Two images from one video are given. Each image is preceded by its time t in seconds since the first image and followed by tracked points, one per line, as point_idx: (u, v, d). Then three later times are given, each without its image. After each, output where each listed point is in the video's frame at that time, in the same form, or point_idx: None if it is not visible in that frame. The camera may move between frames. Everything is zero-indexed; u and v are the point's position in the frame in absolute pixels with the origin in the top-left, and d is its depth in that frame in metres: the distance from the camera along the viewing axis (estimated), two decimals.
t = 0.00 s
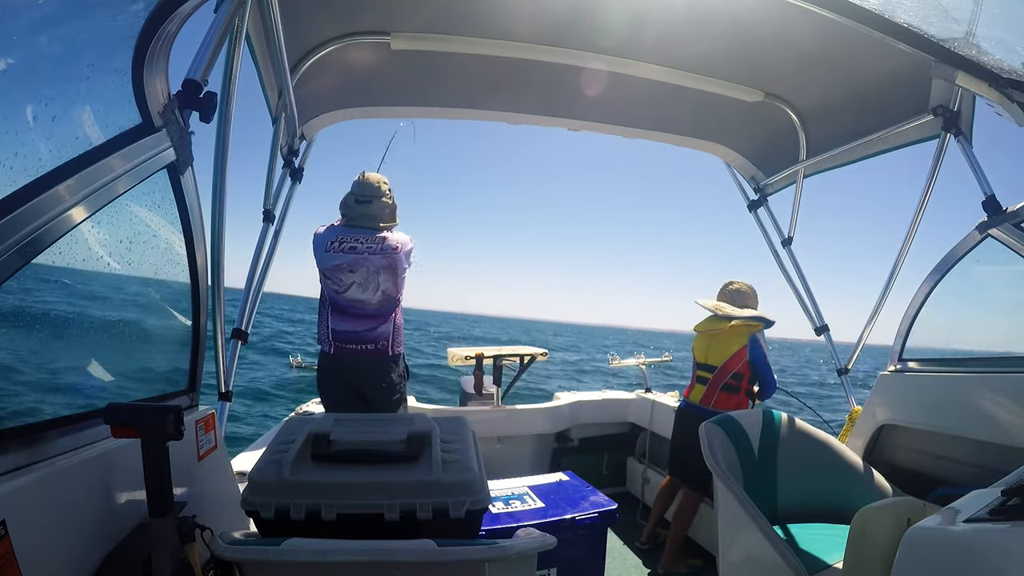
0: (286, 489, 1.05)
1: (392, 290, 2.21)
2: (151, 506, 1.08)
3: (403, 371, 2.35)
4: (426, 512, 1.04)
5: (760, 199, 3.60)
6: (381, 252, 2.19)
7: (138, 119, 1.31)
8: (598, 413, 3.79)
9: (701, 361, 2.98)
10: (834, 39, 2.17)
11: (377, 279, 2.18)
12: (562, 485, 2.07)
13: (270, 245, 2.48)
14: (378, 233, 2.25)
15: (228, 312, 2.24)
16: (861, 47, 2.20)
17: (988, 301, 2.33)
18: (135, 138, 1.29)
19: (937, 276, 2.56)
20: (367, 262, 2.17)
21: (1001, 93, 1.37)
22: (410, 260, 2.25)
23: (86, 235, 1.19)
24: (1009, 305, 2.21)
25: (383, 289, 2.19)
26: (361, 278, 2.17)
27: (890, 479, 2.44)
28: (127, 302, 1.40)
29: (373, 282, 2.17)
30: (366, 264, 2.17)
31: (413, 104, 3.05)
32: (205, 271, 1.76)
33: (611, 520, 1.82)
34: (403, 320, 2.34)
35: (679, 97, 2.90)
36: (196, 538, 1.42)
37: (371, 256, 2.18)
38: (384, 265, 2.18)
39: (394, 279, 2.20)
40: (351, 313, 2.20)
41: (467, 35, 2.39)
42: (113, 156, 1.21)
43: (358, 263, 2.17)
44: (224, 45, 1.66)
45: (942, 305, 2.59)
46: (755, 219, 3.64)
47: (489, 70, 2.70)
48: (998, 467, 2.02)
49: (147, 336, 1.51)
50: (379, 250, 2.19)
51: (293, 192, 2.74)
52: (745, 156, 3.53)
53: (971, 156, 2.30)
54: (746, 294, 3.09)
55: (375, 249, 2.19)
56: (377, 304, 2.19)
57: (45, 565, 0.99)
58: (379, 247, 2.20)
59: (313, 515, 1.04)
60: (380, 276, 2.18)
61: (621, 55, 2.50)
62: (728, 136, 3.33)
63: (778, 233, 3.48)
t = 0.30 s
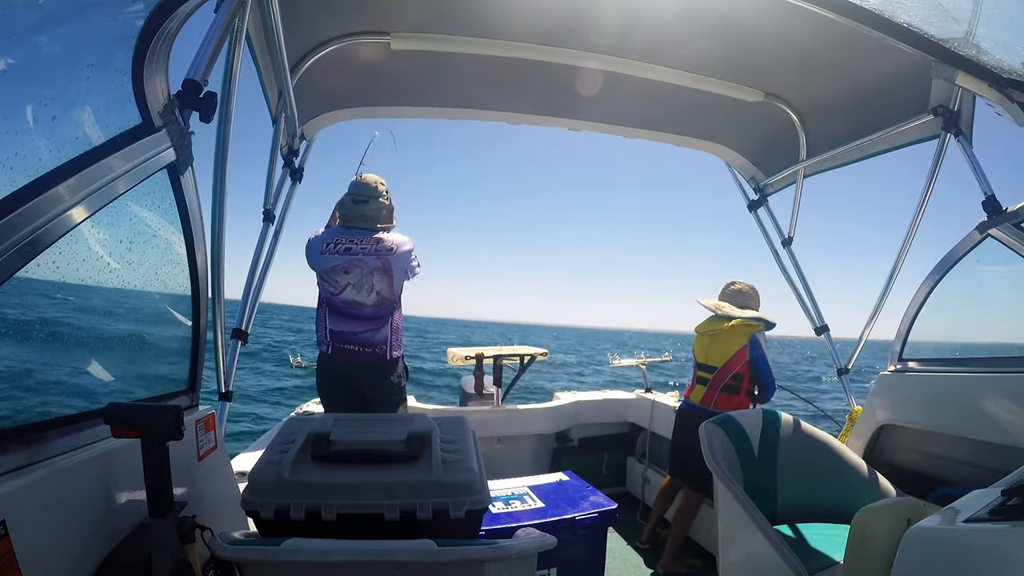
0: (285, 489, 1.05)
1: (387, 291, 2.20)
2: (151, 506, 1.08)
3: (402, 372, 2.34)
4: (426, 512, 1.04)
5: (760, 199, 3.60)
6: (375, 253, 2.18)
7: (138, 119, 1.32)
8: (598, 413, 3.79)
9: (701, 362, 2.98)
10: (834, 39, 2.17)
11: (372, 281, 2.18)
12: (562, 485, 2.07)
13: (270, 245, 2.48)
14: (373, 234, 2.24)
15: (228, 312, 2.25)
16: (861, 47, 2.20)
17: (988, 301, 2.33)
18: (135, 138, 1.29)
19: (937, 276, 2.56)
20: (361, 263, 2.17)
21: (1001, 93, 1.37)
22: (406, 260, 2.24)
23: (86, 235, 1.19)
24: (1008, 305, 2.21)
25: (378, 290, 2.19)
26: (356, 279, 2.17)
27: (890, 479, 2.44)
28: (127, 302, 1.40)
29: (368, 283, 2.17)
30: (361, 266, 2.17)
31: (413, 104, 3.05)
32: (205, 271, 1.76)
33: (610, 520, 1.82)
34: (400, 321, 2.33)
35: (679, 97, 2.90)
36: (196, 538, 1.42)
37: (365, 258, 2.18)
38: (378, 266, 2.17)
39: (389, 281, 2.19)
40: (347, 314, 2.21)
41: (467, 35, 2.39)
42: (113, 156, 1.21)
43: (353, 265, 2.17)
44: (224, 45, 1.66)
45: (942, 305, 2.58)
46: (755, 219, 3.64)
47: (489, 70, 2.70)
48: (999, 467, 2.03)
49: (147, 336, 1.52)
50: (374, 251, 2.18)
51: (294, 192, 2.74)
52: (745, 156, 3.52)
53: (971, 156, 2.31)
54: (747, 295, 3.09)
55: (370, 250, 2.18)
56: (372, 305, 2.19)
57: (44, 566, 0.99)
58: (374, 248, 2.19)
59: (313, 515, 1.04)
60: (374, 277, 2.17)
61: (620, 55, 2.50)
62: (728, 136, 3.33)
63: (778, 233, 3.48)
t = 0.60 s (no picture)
0: (285, 489, 1.05)
1: (394, 291, 2.21)
2: (151, 506, 1.08)
3: (408, 375, 2.31)
4: (426, 512, 1.04)
5: (760, 199, 3.60)
6: (381, 253, 2.19)
7: (138, 119, 1.32)
8: (598, 413, 3.79)
9: (702, 362, 2.99)
10: (833, 39, 2.17)
11: (379, 281, 2.18)
12: (562, 485, 2.07)
13: (270, 245, 2.48)
14: (378, 234, 2.24)
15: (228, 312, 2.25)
16: (861, 47, 2.20)
17: (988, 301, 2.33)
18: (135, 138, 1.29)
19: (937, 275, 2.56)
20: (367, 263, 2.17)
21: (1001, 93, 1.37)
22: (412, 259, 2.25)
23: (86, 235, 1.19)
24: (1009, 305, 2.21)
25: (385, 290, 2.19)
26: (363, 280, 2.17)
27: (890, 479, 2.44)
28: (127, 302, 1.40)
29: (375, 283, 2.18)
30: (368, 266, 2.17)
31: (412, 104, 3.05)
32: (205, 270, 1.76)
33: (610, 520, 1.82)
34: (406, 320, 2.34)
35: (679, 97, 2.90)
36: (196, 539, 1.42)
37: (371, 258, 2.18)
38: (383, 266, 2.18)
39: (396, 280, 2.19)
40: (354, 315, 2.21)
41: (466, 34, 2.39)
42: (113, 156, 1.21)
43: (360, 265, 2.17)
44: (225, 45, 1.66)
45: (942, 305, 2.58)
46: (755, 219, 3.64)
47: (489, 70, 2.70)
48: (999, 467, 2.03)
49: (148, 336, 1.52)
50: (379, 251, 2.19)
51: (294, 192, 2.74)
52: (745, 156, 3.52)
53: (970, 156, 2.31)
54: (748, 296, 3.10)
55: (375, 250, 2.19)
56: (379, 305, 2.20)
57: (44, 566, 0.99)
58: (379, 248, 2.20)
59: (313, 516, 1.04)
60: (381, 277, 2.18)
61: (620, 55, 2.50)
62: (728, 136, 3.33)
63: (778, 233, 3.48)
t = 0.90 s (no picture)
0: (285, 489, 1.05)
1: (405, 287, 2.21)
2: (151, 506, 1.08)
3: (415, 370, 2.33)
4: (426, 512, 1.04)
5: (761, 199, 3.60)
6: (393, 249, 2.20)
7: (138, 119, 1.32)
8: (598, 413, 3.79)
9: (708, 362, 2.99)
10: (834, 39, 2.17)
11: (391, 277, 2.18)
12: (562, 485, 2.07)
13: (271, 244, 2.48)
14: (390, 231, 2.26)
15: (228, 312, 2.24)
16: (860, 47, 2.20)
17: (988, 300, 2.33)
18: (135, 138, 1.29)
19: (937, 275, 2.56)
20: (380, 259, 2.18)
21: (1001, 93, 1.37)
22: (423, 255, 2.26)
23: (86, 235, 1.19)
24: (1009, 305, 2.21)
25: (396, 286, 2.19)
26: (375, 276, 2.17)
27: (890, 479, 2.44)
28: (127, 302, 1.40)
29: (387, 279, 2.18)
30: (380, 262, 2.17)
31: (412, 104, 3.05)
32: (205, 271, 1.76)
33: (610, 519, 1.82)
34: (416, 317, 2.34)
35: (679, 97, 2.89)
36: (196, 538, 1.42)
37: (383, 254, 2.19)
38: (396, 262, 2.18)
39: (408, 276, 2.20)
40: (365, 311, 2.21)
41: (466, 34, 2.39)
42: (113, 156, 1.21)
43: (372, 261, 2.18)
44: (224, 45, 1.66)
45: (942, 304, 2.58)
46: (755, 219, 3.64)
47: (489, 70, 2.70)
48: (999, 467, 2.03)
49: (148, 336, 1.52)
50: (391, 248, 2.20)
51: (294, 192, 2.74)
52: (745, 156, 3.52)
53: (970, 156, 2.31)
54: (752, 300, 3.12)
55: (388, 246, 2.20)
56: (391, 301, 2.20)
57: (44, 566, 0.99)
58: (391, 245, 2.21)
59: (313, 515, 1.04)
60: (392, 273, 2.18)
61: (620, 54, 2.50)
62: (728, 136, 3.33)
63: (778, 233, 3.48)
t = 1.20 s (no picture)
0: (285, 489, 1.05)
1: (387, 285, 2.24)
2: (151, 507, 1.08)
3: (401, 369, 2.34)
4: (426, 512, 1.04)
5: (761, 199, 3.60)
6: (376, 248, 2.24)
7: (138, 119, 1.31)
8: (598, 413, 3.79)
9: (708, 362, 2.97)
10: (834, 39, 2.16)
11: (373, 275, 2.22)
12: (562, 485, 2.07)
13: (271, 244, 2.48)
14: (378, 232, 2.30)
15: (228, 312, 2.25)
16: (861, 47, 2.20)
17: (987, 300, 2.33)
18: (135, 138, 1.29)
19: (937, 276, 2.56)
20: (363, 257, 2.22)
21: (1001, 93, 1.37)
22: (407, 255, 2.27)
23: (86, 235, 1.19)
24: (1008, 306, 2.21)
25: (379, 284, 2.23)
26: (358, 274, 2.22)
27: (890, 479, 2.44)
28: (127, 302, 1.40)
29: (369, 277, 2.22)
30: (363, 260, 2.22)
31: (412, 104, 3.05)
32: (205, 271, 1.76)
33: (610, 519, 1.82)
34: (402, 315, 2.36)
35: (679, 97, 2.89)
36: (197, 538, 1.42)
37: (367, 253, 2.23)
38: (378, 260, 2.21)
39: (390, 274, 2.22)
40: (350, 308, 2.26)
41: (466, 34, 2.39)
42: (113, 156, 1.21)
43: (356, 259, 2.23)
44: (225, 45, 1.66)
45: (942, 304, 2.59)
46: (755, 219, 3.65)
47: (489, 70, 2.70)
48: (999, 467, 2.03)
49: (148, 336, 1.52)
50: (374, 247, 2.23)
51: (294, 192, 2.74)
52: (745, 156, 3.52)
53: (970, 156, 2.31)
54: (750, 302, 3.14)
55: (371, 246, 2.24)
56: (373, 299, 2.23)
57: (44, 567, 0.99)
58: (375, 244, 2.25)
59: (313, 515, 1.04)
60: (374, 271, 2.21)
61: (619, 54, 2.50)
62: (729, 136, 3.33)
63: (778, 233, 3.48)
